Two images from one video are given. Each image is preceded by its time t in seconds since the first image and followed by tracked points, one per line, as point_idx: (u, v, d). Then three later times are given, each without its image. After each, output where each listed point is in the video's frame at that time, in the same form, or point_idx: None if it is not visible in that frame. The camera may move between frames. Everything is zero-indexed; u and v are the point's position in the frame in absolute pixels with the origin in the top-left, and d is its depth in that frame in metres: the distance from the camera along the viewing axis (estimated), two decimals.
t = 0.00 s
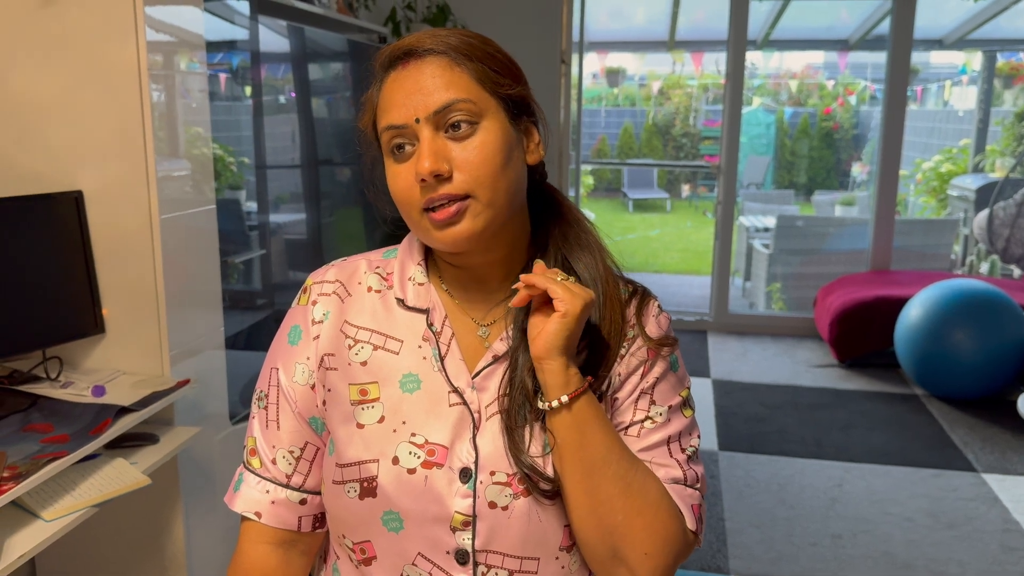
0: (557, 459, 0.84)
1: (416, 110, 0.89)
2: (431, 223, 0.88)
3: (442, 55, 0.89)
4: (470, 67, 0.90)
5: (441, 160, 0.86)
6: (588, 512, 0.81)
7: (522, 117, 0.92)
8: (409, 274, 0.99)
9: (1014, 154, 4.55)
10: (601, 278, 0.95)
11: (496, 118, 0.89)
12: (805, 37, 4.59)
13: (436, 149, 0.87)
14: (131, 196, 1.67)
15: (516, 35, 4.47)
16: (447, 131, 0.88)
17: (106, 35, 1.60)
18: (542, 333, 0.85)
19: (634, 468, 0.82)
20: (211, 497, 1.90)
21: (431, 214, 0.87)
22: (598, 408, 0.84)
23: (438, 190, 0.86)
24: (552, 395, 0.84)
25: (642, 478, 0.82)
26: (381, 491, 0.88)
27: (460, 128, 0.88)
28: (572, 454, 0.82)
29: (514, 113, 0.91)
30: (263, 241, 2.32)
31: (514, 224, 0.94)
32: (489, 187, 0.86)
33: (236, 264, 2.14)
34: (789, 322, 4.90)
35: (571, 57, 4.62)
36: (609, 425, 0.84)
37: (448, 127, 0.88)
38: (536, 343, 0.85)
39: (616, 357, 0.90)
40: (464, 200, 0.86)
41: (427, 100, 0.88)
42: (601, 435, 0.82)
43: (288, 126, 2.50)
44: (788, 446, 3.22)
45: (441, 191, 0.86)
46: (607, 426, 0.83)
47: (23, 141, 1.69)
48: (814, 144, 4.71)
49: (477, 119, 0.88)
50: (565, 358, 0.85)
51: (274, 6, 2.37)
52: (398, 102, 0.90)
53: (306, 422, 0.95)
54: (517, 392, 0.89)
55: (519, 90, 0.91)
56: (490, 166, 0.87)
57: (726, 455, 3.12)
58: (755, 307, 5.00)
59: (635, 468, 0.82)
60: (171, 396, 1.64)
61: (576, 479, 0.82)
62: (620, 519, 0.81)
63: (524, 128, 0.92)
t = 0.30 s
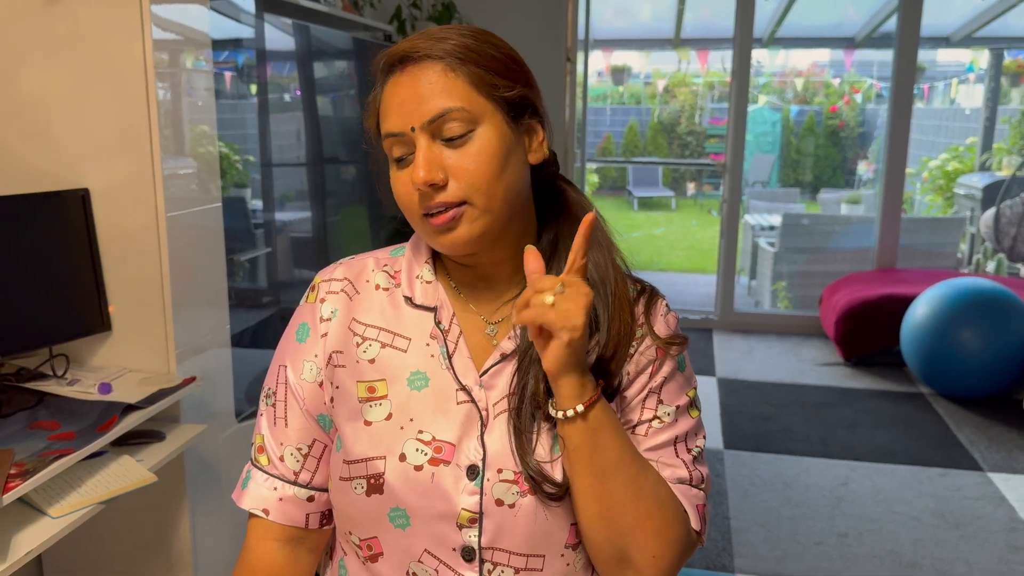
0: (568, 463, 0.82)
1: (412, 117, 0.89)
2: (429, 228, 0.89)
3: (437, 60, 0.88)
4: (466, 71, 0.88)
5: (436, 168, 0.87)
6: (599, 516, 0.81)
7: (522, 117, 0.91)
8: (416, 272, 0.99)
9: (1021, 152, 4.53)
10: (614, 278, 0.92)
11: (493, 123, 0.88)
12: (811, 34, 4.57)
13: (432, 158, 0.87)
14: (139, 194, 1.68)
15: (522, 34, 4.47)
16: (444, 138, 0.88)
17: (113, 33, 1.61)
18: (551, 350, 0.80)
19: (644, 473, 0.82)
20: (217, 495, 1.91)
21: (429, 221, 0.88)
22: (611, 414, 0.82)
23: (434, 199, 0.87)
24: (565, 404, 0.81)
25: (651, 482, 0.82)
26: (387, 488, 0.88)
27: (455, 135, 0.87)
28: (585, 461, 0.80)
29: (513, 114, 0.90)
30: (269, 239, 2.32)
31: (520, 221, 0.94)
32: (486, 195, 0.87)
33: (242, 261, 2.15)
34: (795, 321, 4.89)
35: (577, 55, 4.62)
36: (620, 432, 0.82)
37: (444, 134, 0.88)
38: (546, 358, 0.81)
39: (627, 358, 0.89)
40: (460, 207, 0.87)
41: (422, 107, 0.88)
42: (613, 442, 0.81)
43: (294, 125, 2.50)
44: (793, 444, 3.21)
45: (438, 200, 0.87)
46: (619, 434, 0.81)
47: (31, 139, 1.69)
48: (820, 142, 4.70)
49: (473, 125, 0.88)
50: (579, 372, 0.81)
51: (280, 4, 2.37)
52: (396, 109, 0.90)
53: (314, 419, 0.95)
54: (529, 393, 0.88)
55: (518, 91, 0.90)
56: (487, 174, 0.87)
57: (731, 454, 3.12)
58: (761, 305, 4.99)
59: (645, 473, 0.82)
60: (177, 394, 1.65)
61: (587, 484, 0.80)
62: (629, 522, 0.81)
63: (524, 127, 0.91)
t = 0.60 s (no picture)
0: (569, 453, 0.84)
1: (398, 125, 0.89)
2: (418, 234, 0.90)
3: (423, 67, 0.88)
4: (450, 77, 0.87)
5: (422, 176, 0.87)
6: (601, 508, 0.81)
7: (511, 119, 0.89)
8: (420, 271, 0.99)
9: None
10: (620, 276, 0.95)
11: (479, 128, 0.87)
12: (816, 33, 4.57)
13: (416, 166, 0.87)
14: (144, 192, 1.68)
15: (526, 33, 4.47)
16: (428, 146, 0.88)
17: (119, 31, 1.61)
18: (547, 332, 0.85)
19: (644, 464, 0.82)
20: (221, 492, 1.91)
21: (417, 226, 0.89)
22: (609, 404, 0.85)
23: (420, 207, 0.88)
24: (564, 395, 0.83)
25: (652, 475, 0.82)
26: (391, 485, 0.88)
27: (440, 142, 0.87)
28: (586, 449, 0.82)
29: (501, 118, 0.88)
30: (273, 237, 2.33)
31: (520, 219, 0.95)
32: (469, 203, 0.87)
33: (246, 259, 2.15)
34: (799, 319, 4.88)
35: (581, 54, 4.62)
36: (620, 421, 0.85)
37: (428, 142, 0.88)
38: (543, 341, 0.85)
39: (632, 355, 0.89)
40: (445, 213, 0.87)
41: (407, 115, 0.88)
42: (613, 429, 0.82)
43: (298, 123, 2.51)
44: (797, 443, 3.21)
45: (422, 208, 0.87)
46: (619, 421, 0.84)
47: (36, 137, 1.70)
48: (824, 140, 4.70)
49: (458, 132, 0.87)
50: (575, 355, 0.85)
51: (284, 2, 2.38)
52: (383, 116, 0.90)
53: (320, 416, 0.95)
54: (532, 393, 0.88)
55: (505, 94, 0.88)
56: (471, 181, 0.87)
57: (735, 452, 3.11)
58: (765, 304, 4.98)
59: (646, 464, 0.82)
60: (181, 391, 1.65)
61: (588, 473, 0.82)
62: (631, 516, 0.81)
63: (515, 130, 0.90)
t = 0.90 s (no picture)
0: (565, 453, 0.84)
1: (400, 124, 0.89)
2: (421, 233, 0.90)
3: (425, 67, 0.88)
4: (452, 76, 0.87)
5: (424, 176, 0.87)
6: (598, 510, 0.82)
7: (512, 118, 0.89)
8: (425, 271, 0.99)
9: None
10: (623, 277, 0.95)
11: (480, 127, 0.87)
12: (819, 31, 4.56)
13: (418, 165, 0.88)
14: (147, 191, 1.68)
15: (528, 33, 4.48)
16: (430, 145, 0.88)
17: (120, 31, 1.62)
18: (539, 334, 0.86)
19: (642, 467, 0.82)
20: (225, 491, 1.92)
21: (420, 225, 0.89)
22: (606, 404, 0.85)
23: (422, 206, 0.88)
24: (560, 395, 0.84)
25: (648, 476, 0.82)
26: (393, 484, 0.89)
27: (441, 141, 0.87)
28: (582, 449, 0.83)
29: (502, 117, 0.88)
30: (276, 236, 2.33)
31: (523, 219, 0.95)
32: (472, 201, 0.87)
33: (250, 259, 2.16)
34: (802, 318, 4.88)
35: (583, 53, 4.62)
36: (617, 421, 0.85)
37: (430, 141, 0.88)
38: (537, 342, 0.86)
39: (633, 356, 0.89)
40: (447, 213, 0.88)
41: (409, 114, 0.88)
42: (609, 429, 0.83)
43: (300, 123, 2.51)
44: (800, 442, 3.21)
45: (425, 207, 0.88)
46: (616, 422, 0.84)
47: (39, 136, 1.70)
48: (827, 139, 4.69)
49: (459, 131, 0.87)
50: (569, 356, 0.86)
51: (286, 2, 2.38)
52: (386, 116, 0.91)
53: (327, 415, 0.95)
54: (530, 392, 0.88)
55: (506, 93, 0.88)
56: (473, 180, 0.87)
57: (738, 451, 3.11)
58: (768, 303, 4.98)
59: (643, 465, 0.83)
60: (185, 390, 1.66)
61: (585, 474, 0.82)
62: (628, 517, 0.81)
63: (517, 128, 0.90)
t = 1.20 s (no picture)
0: (574, 452, 0.85)
1: (418, 121, 0.89)
2: (436, 230, 0.90)
3: (444, 63, 0.88)
4: (472, 74, 0.88)
5: (442, 172, 0.88)
6: (608, 504, 0.82)
7: (530, 117, 0.90)
8: (434, 270, 1.00)
9: None
10: (632, 275, 0.96)
11: (498, 125, 0.88)
12: (821, 30, 4.56)
13: (437, 161, 0.88)
14: (151, 191, 1.69)
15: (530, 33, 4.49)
16: (448, 142, 0.88)
17: (124, 32, 1.62)
18: (541, 333, 0.87)
19: (650, 461, 0.82)
20: (229, 490, 1.92)
21: (436, 222, 0.89)
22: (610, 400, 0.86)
23: (440, 202, 0.88)
24: (564, 392, 0.85)
25: (656, 471, 0.82)
26: (404, 482, 0.89)
27: (460, 138, 0.88)
28: (588, 446, 0.83)
29: (520, 115, 0.89)
30: (279, 235, 2.34)
31: (535, 218, 0.96)
32: (489, 198, 0.87)
33: (253, 258, 2.16)
34: (804, 317, 4.88)
35: (585, 52, 4.62)
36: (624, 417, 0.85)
37: (449, 137, 0.88)
38: (538, 342, 0.88)
39: (641, 353, 0.90)
40: (464, 210, 0.88)
41: (428, 110, 0.88)
42: (615, 424, 0.83)
43: (303, 122, 2.51)
44: (803, 440, 3.21)
45: (443, 203, 0.88)
46: (622, 418, 0.85)
47: (42, 136, 1.71)
48: (829, 137, 4.69)
49: (478, 128, 0.88)
50: (572, 353, 0.87)
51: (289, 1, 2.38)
52: (404, 112, 0.91)
53: (336, 414, 0.96)
54: (537, 393, 0.89)
55: (525, 91, 0.89)
56: (490, 177, 0.87)
57: (741, 450, 3.11)
58: (770, 301, 4.97)
59: (650, 459, 0.82)
60: (191, 389, 1.67)
61: (593, 471, 0.83)
62: (638, 511, 0.81)
63: (534, 127, 0.91)
